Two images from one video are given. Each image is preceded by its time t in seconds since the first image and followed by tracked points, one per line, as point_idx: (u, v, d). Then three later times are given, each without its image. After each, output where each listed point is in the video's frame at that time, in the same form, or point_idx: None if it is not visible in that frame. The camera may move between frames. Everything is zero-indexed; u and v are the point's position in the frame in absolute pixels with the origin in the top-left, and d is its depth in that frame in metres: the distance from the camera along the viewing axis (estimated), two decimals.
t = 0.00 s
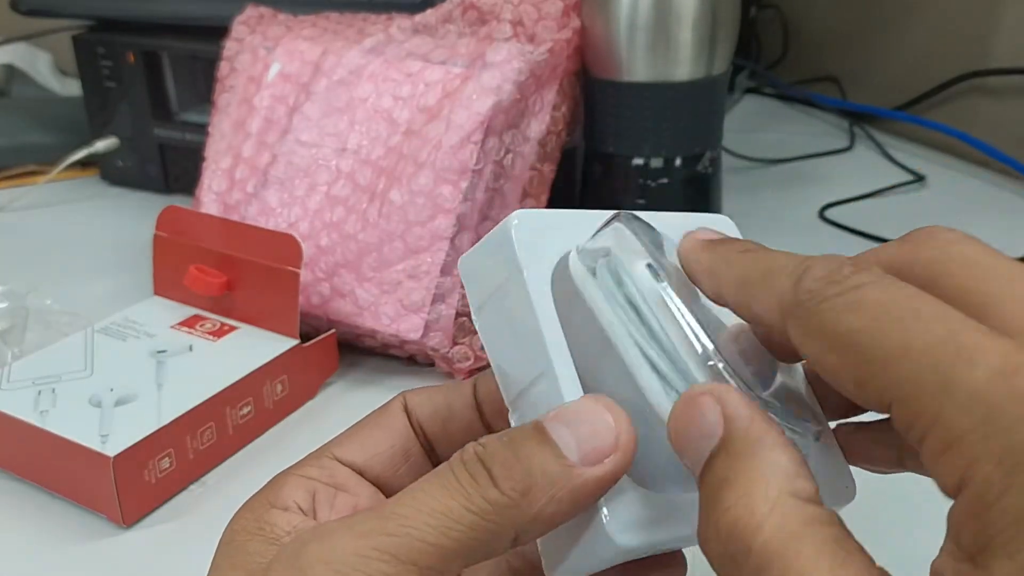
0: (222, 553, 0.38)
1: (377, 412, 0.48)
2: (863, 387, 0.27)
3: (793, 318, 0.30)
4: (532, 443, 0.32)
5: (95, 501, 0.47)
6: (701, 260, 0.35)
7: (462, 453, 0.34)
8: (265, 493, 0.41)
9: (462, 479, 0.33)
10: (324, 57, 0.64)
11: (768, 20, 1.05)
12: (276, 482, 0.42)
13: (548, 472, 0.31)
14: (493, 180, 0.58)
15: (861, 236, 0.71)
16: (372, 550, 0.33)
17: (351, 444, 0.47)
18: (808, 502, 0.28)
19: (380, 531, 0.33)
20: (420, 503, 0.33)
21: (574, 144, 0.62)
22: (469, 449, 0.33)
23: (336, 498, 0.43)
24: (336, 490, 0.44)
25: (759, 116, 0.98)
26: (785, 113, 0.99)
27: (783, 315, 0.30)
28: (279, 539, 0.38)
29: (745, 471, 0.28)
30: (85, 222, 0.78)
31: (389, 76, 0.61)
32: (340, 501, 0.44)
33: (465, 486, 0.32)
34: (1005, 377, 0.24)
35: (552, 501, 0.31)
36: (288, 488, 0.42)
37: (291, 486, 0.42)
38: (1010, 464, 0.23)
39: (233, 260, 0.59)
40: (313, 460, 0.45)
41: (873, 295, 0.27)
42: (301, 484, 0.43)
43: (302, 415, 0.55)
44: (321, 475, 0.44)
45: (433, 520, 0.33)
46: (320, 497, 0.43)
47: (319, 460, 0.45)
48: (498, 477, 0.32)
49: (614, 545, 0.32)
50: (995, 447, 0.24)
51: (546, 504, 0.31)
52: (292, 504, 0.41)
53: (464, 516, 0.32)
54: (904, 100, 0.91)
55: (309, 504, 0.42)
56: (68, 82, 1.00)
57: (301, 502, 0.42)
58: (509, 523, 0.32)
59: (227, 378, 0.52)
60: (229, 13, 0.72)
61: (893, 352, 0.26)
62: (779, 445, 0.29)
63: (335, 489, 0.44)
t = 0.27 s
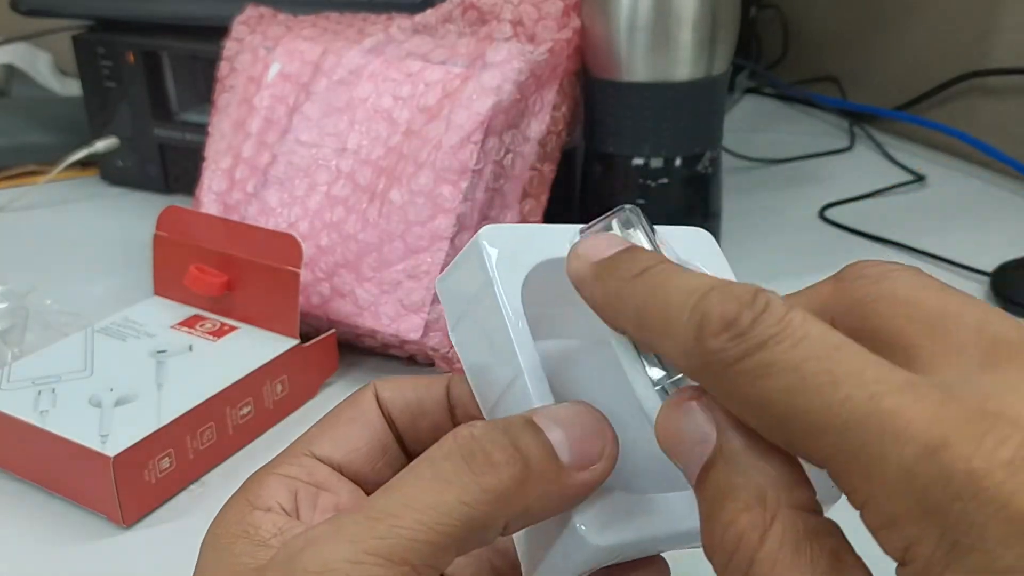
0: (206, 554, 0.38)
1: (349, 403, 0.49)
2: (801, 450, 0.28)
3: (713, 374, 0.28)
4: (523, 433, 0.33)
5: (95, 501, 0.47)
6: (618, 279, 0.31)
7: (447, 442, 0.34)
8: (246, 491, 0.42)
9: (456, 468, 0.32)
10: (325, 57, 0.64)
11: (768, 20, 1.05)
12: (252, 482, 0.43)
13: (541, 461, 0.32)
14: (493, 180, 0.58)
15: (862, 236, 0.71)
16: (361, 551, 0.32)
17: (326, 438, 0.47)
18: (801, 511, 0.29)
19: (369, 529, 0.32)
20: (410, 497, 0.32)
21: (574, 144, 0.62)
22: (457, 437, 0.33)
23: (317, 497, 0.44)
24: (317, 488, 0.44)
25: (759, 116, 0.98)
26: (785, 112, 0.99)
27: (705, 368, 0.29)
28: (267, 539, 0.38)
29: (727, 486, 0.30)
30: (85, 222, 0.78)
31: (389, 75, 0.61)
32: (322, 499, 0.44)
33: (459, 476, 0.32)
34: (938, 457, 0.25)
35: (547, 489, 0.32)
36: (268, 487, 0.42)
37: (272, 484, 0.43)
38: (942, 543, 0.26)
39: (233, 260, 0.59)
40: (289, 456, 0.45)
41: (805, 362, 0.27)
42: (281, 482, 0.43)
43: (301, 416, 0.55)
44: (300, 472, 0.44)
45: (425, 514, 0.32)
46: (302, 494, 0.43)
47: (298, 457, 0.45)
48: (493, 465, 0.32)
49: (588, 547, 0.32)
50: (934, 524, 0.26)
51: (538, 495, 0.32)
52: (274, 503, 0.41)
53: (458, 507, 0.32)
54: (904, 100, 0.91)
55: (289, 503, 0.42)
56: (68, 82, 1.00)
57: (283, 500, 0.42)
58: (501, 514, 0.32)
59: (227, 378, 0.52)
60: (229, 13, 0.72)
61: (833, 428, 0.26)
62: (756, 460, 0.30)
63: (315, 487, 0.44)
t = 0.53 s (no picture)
0: (205, 553, 0.38)
1: (345, 401, 0.49)
2: (835, 412, 0.28)
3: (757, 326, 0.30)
4: (531, 438, 0.32)
5: (95, 501, 0.47)
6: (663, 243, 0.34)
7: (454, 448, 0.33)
8: (244, 491, 0.42)
9: (464, 475, 0.32)
10: (324, 57, 0.64)
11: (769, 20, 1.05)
12: (252, 482, 0.43)
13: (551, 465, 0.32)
14: (493, 180, 0.58)
15: (863, 236, 0.71)
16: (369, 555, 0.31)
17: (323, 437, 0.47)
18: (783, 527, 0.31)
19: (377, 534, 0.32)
20: (418, 504, 0.32)
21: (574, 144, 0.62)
22: (466, 443, 0.33)
23: (316, 497, 0.44)
24: (316, 488, 0.44)
25: (759, 116, 0.98)
26: (786, 112, 0.99)
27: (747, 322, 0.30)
28: (266, 540, 0.38)
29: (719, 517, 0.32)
30: (85, 222, 0.78)
31: (388, 75, 0.61)
32: (321, 499, 0.44)
33: (468, 483, 0.32)
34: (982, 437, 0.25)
35: (556, 494, 0.32)
36: (266, 487, 0.42)
37: (271, 485, 0.43)
38: (972, 524, 0.26)
39: (233, 260, 0.59)
40: (288, 456, 0.45)
41: (862, 319, 0.28)
42: (280, 483, 0.43)
43: (301, 416, 0.55)
44: (299, 472, 0.44)
45: (435, 522, 0.32)
46: (300, 495, 0.43)
47: (296, 456, 0.45)
48: (502, 471, 0.32)
49: (590, 547, 0.33)
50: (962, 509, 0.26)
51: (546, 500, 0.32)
52: (274, 504, 0.42)
53: (468, 513, 0.32)
54: (904, 100, 0.91)
55: (288, 503, 0.42)
56: (68, 82, 1.00)
57: (282, 501, 0.42)
58: (511, 519, 0.32)
59: (227, 377, 0.52)
60: (228, 13, 0.72)
61: (873, 394, 0.27)
62: (745, 473, 0.32)
63: (315, 486, 0.44)
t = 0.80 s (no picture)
0: (181, 557, 0.39)
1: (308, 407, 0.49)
2: None
3: (992, 169, 0.28)
4: (494, 424, 0.32)
5: (95, 501, 0.47)
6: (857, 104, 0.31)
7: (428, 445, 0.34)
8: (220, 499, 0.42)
9: (441, 470, 0.32)
10: (325, 57, 0.64)
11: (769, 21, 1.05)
12: (224, 487, 0.43)
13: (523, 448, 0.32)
14: (493, 180, 0.58)
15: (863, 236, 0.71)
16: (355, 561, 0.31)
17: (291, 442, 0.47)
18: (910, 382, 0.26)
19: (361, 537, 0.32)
20: (398, 497, 0.32)
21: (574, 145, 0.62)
22: (436, 439, 0.33)
23: (289, 500, 0.44)
24: (289, 491, 0.44)
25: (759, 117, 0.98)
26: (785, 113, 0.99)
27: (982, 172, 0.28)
28: (241, 541, 0.38)
29: (853, 366, 0.27)
30: (85, 222, 0.78)
31: (388, 76, 0.61)
32: (293, 501, 0.44)
33: (445, 471, 0.32)
34: None
35: (527, 473, 0.32)
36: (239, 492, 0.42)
37: (242, 488, 0.43)
38: None
39: (233, 260, 0.59)
40: (255, 461, 0.45)
41: None
42: (251, 486, 0.43)
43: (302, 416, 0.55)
44: (269, 476, 0.44)
45: (413, 520, 0.32)
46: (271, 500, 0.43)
47: (268, 462, 0.45)
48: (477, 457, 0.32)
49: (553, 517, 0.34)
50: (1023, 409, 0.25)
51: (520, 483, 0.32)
52: (248, 508, 0.41)
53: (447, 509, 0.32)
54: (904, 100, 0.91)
55: (259, 506, 0.42)
56: (68, 82, 1.00)
57: (256, 505, 0.42)
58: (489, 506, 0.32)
59: (227, 377, 0.52)
60: (229, 13, 0.73)
61: None
62: (897, 333, 0.27)
63: (288, 490, 0.44)
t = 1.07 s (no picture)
0: None
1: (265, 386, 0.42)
2: None
3: None
4: (533, 452, 0.34)
5: (95, 500, 0.47)
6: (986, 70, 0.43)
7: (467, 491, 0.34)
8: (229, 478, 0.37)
9: (508, 501, 0.33)
10: (325, 57, 0.64)
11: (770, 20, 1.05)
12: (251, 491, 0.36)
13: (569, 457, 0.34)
14: (493, 180, 0.58)
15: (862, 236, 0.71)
16: None
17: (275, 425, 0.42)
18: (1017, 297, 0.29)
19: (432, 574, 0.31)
20: (465, 535, 0.32)
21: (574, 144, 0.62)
22: (490, 484, 0.33)
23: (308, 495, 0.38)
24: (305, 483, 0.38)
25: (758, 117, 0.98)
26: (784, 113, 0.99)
27: None
28: (297, 551, 0.33)
29: (965, 284, 0.30)
30: (86, 222, 0.78)
31: (388, 76, 0.62)
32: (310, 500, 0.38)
33: (507, 508, 0.33)
34: None
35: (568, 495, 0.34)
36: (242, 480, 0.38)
37: (271, 488, 0.36)
38: None
39: (233, 261, 0.59)
40: (253, 459, 0.37)
41: None
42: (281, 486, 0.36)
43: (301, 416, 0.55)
44: (287, 472, 0.37)
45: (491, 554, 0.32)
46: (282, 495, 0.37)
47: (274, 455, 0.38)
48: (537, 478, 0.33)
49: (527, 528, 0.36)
50: None
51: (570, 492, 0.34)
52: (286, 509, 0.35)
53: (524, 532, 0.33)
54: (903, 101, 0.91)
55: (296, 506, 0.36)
56: (69, 82, 1.00)
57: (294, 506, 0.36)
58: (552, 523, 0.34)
59: (228, 378, 0.52)
60: (229, 13, 0.73)
61: None
62: (996, 252, 0.30)
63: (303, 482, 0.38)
